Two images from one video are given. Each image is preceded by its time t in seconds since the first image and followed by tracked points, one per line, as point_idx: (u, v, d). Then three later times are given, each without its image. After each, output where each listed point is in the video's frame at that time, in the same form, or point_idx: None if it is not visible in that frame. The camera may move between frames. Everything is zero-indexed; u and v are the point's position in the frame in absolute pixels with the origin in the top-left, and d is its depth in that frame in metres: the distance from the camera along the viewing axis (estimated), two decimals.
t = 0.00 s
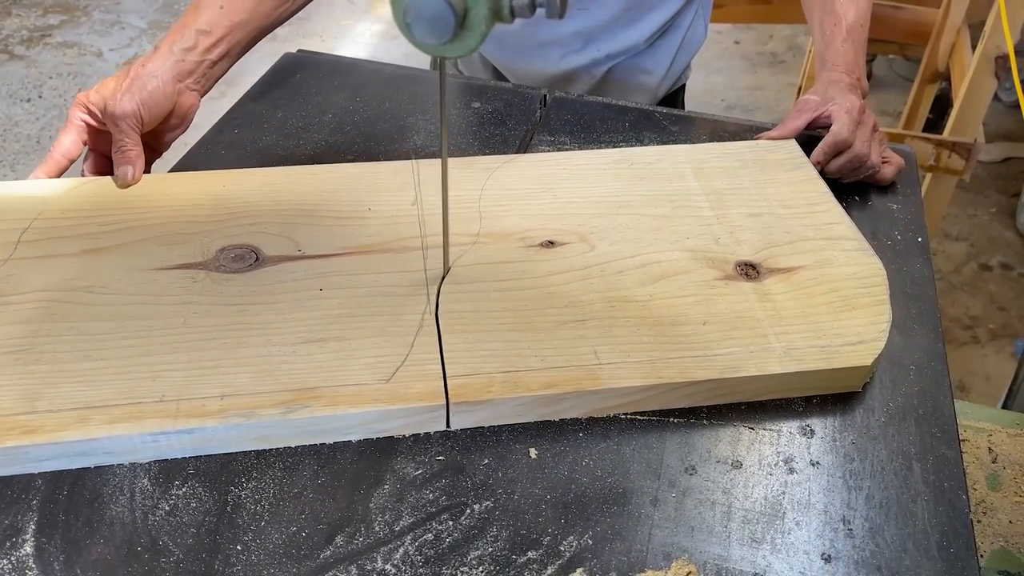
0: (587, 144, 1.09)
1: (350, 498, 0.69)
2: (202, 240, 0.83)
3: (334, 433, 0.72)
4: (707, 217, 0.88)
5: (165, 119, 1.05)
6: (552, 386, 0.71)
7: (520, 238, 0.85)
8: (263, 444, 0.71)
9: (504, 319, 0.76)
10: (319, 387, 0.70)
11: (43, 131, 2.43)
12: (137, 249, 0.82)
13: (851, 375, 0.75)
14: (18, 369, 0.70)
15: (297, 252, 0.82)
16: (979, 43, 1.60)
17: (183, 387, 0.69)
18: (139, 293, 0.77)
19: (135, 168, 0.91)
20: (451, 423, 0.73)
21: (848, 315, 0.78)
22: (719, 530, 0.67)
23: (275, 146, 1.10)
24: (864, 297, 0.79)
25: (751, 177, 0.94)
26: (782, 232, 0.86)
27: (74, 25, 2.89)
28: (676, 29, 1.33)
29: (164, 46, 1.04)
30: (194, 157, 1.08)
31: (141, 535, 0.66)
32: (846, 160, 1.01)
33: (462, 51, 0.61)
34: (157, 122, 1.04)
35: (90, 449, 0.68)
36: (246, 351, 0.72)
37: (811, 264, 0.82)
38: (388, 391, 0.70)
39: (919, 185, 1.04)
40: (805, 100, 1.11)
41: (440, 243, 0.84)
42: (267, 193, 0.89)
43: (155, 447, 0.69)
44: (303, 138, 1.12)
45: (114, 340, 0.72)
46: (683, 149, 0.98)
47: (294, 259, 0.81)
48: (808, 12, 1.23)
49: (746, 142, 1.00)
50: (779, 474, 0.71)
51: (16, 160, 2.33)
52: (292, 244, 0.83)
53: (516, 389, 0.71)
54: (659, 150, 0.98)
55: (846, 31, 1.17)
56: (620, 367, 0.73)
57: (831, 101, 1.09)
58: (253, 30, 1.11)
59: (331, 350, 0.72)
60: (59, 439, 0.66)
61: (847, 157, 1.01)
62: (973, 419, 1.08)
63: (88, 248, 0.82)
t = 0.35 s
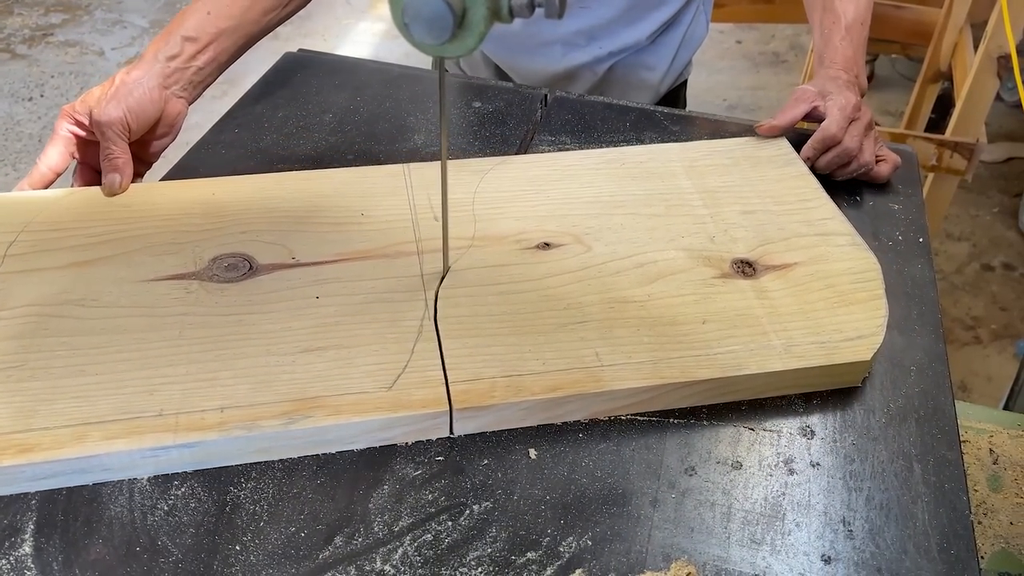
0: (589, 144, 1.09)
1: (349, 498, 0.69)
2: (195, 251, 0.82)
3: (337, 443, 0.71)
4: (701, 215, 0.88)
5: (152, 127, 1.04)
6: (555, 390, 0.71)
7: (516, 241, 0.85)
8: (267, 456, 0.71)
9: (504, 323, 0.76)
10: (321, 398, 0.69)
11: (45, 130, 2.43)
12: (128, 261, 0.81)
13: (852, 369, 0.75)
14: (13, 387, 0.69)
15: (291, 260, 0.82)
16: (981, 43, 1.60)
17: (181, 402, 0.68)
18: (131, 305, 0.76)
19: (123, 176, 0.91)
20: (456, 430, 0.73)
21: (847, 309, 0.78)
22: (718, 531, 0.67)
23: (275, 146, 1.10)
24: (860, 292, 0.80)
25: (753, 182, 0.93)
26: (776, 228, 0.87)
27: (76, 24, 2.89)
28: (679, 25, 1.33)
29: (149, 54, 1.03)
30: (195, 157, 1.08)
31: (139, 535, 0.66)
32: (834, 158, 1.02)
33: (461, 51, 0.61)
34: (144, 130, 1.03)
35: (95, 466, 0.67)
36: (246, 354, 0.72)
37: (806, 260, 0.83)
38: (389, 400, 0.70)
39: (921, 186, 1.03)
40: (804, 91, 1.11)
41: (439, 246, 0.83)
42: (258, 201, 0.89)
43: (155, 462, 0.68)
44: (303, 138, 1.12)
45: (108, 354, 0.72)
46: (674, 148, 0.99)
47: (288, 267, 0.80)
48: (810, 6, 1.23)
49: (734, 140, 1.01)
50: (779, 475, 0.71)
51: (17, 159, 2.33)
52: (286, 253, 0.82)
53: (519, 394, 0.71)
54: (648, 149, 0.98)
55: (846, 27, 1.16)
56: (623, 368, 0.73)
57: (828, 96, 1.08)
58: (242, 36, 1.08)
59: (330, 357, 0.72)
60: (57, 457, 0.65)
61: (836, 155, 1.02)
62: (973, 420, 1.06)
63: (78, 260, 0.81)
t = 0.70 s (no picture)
0: (592, 142, 1.09)
1: (351, 496, 0.69)
2: (192, 257, 0.82)
3: (345, 447, 0.71)
4: (695, 210, 0.89)
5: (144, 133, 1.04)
6: (562, 387, 0.71)
7: (515, 239, 0.85)
8: (278, 461, 0.70)
9: (506, 323, 0.76)
10: (330, 401, 0.69)
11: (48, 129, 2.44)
12: (127, 269, 0.80)
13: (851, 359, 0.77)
14: (15, 401, 0.68)
15: (291, 263, 0.81)
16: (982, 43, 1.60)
17: (187, 410, 0.68)
18: (129, 314, 0.75)
19: (118, 184, 0.90)
20: (465, 428, 0.73)
21: (843, 298, 0.80)
22: (719, 530, 0.68)
23: (277, 146, 1.10)
24: (856, 282, 0.82)
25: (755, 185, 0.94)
26: (768, 220, 0.88)
27: (79, 24, 2.89)
28: (671, 22, 1.34)
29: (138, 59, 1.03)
30: (197, 156, 1.08)
31: (142, 533, 0.66)
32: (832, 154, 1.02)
33: (462, 51, 0.61)
34: (137, 136, 1.03)
35: (102, 478, 0.66)
36: (252, 352, 0.73)
37: (800, 251, 0.84)
38: (397, 402, 0.70)
39: (922, 186, 1.04)
40: (788, 88, 1.12)
41: (441, 246, 0.84)
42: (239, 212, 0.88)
43: (164, 472, 0.68)
44: (304, 138, 1.12)
45: (110, 364, 0.71)
46: (664, 143, 1.00)
47: (288, 272, 0.80)
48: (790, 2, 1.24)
49: (724, 136, 1.03)
50: (779, 474, 0.71)
51: (20, 159, 2.34)
52: (285, 257, 0.82)
53: (527, 393, 0.71)
54: (636, 146, 0.99)
55: (828, 14, 1.17)
56: (628, 363, 0.73)
57: (813, 92, 1.10)
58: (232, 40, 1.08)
59: (336, 360, 0.72)
60: (64, 470, 0.64)
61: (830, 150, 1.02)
62: (974, 419, 1.06)
63: (76, 270, 0.80)
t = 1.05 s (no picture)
0: (591, 142, 1.10)
1: (350, 495, 0.70)
2: (186, 266, 0.81)
3: (350, 454, 0.71)
4: (687, 206, 0.90)
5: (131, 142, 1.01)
6: (565, 386, 0.72)
7: (511, 240, 0.85)
8: (283, 469, 0.70)
9: (507, 324, 0.76)
10: (334, 407, 0.69)
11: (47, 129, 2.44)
12: (120, 278, 0.79)
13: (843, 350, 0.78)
14: (11, 417, 0.67)
15: (287, 270, 0.81)
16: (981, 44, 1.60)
17: (191, 419, 0.67)
18: (126, 326, 0.74)
19: (104, 196, 0.88)
20: (470, 431, 0.73)
21: (839, 292, 0.81)
22: (716, 528, 0.68)
23: (276, 146, 1.11)
24: (849, 274, 0.83)
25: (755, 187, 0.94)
26: (760, 215, 0.89)
27: (78, 24, 2.90)
28: (670, 16, 1.34)
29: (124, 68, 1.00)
30: (197, 156, 1.09)
31: (142, 531, 0.66)
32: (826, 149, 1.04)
33: (461, 50, 0.61)
34: (124, 145, 1.00)
35: (106, 491, 0.65)
36: (256, 358, 0.72)
37: (792, 246, 0.85)
38: (401, 407, 0.69)
39: (919, 187, 1.04)
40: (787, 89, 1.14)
41: (441, 246, 0.84)
42: (241, 210, 0.88)
43: (168, 483, 0.67)
44: (305, 137, 1.12)
45: (109, 377, 0.70)
46: (653, 140, 1.01)
47: (285, 278, 0.80)
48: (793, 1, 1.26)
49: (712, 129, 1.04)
50: (777, 473, 0.72)
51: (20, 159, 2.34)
52: (280, 264, 0.82)
53: (530, 393, 0.71)
54: (622, 143, 1.00)
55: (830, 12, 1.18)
56: (629, 360, 0.74)
57: (813, 92, 1.12)
58: (223, 47, 1.06)
59: (338, 366, 0.72)
60: (68, 485, 0.63)
61: (825, 145, 1.04)
62: (971, 419, 1.06)
63: (67, 282, 0.79)
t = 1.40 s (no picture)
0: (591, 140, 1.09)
1: (352, 494, 0.69)
2: (179, 271, 0.79)
3: (357, 458, 0.70)
4: (683, 203, 0.90)
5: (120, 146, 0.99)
6: (570, 386, 0.71)
7: (509, 240, 0.85)
8: (290, 475, 0.69)
9: (509, 325, 0.76)
10: (338, 412, 0.68)
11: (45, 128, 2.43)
12: (113, 285, 0.78)
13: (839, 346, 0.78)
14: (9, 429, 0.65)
15: (283, 274, 0.80)
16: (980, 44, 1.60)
17: (194, 428, 0.66)
18: (124, 334, 0.73)
19: (94, 200, 0.87)
20: (476, 433, 0.73)
21: (837, 285, 0.81)
22: (719, 527, 0.68)
23: (277, 144, 1.10)
24: (845, 267, 0.83)
25: (748, 183, 0.94)
26: (756, 210, 0.90)
27: (76, 22, 2.89)
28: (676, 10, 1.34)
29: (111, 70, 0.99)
30: (197, 154, 1.09)
31: (143, 531, 0.66)
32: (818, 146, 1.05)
33: (466, 48, 0.61)
34: (113, 150, 0.99)
35: (111, 502, 0.64)
36: (258, 362, 0.71)
37: (788, 240, 0.86)
38: (407, 410, 0.69)
39: (920, 186, 1.04)
40: (785, 84, 1.15)
41: (441, 244, 0.84)
42: (232, 215, 0.87)
43: (174, 493, 0.66)
44: (305, 135, 1.12)
45: (109, 387, 0.68)
46: (646, 138, 1.01)
47: (281, 282, 0.79)
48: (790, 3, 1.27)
49: (704, 126, 1.03)
50: (779, 472, 0.72)
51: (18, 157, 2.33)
52: (278, 268, 0.80)
53: (535, 394, 0.71)
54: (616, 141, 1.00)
55: (828, 13, 1.19)
56: (633, 358, 0.74)
57: (808, 88, 1.12)
58: (215, 49, 1.05)
59: (342, 371, 0.71)
60: (72, 496, 0.62)
61: (817, 142, 1.05)
62: (972, 417, 1.06)
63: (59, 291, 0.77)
